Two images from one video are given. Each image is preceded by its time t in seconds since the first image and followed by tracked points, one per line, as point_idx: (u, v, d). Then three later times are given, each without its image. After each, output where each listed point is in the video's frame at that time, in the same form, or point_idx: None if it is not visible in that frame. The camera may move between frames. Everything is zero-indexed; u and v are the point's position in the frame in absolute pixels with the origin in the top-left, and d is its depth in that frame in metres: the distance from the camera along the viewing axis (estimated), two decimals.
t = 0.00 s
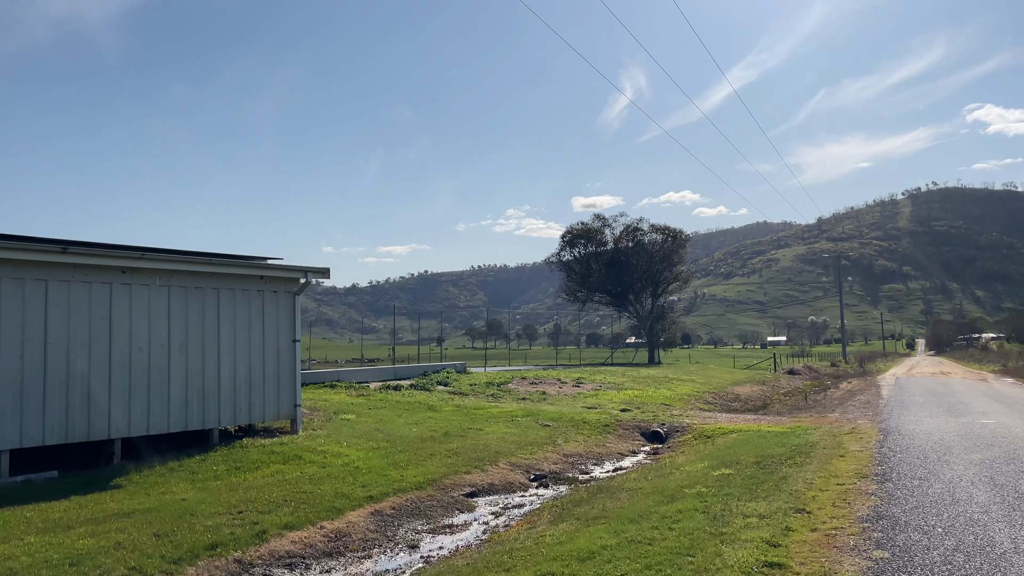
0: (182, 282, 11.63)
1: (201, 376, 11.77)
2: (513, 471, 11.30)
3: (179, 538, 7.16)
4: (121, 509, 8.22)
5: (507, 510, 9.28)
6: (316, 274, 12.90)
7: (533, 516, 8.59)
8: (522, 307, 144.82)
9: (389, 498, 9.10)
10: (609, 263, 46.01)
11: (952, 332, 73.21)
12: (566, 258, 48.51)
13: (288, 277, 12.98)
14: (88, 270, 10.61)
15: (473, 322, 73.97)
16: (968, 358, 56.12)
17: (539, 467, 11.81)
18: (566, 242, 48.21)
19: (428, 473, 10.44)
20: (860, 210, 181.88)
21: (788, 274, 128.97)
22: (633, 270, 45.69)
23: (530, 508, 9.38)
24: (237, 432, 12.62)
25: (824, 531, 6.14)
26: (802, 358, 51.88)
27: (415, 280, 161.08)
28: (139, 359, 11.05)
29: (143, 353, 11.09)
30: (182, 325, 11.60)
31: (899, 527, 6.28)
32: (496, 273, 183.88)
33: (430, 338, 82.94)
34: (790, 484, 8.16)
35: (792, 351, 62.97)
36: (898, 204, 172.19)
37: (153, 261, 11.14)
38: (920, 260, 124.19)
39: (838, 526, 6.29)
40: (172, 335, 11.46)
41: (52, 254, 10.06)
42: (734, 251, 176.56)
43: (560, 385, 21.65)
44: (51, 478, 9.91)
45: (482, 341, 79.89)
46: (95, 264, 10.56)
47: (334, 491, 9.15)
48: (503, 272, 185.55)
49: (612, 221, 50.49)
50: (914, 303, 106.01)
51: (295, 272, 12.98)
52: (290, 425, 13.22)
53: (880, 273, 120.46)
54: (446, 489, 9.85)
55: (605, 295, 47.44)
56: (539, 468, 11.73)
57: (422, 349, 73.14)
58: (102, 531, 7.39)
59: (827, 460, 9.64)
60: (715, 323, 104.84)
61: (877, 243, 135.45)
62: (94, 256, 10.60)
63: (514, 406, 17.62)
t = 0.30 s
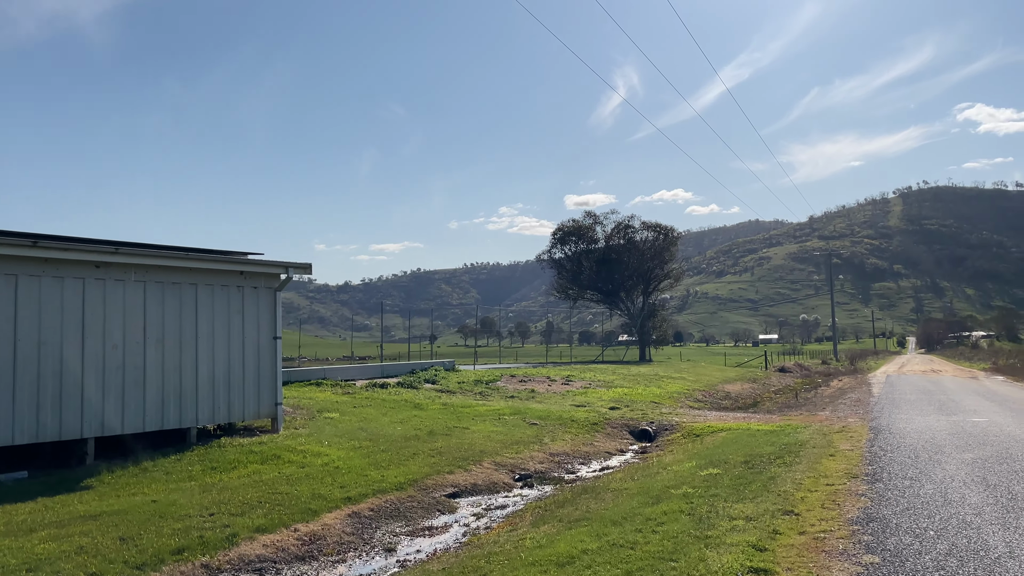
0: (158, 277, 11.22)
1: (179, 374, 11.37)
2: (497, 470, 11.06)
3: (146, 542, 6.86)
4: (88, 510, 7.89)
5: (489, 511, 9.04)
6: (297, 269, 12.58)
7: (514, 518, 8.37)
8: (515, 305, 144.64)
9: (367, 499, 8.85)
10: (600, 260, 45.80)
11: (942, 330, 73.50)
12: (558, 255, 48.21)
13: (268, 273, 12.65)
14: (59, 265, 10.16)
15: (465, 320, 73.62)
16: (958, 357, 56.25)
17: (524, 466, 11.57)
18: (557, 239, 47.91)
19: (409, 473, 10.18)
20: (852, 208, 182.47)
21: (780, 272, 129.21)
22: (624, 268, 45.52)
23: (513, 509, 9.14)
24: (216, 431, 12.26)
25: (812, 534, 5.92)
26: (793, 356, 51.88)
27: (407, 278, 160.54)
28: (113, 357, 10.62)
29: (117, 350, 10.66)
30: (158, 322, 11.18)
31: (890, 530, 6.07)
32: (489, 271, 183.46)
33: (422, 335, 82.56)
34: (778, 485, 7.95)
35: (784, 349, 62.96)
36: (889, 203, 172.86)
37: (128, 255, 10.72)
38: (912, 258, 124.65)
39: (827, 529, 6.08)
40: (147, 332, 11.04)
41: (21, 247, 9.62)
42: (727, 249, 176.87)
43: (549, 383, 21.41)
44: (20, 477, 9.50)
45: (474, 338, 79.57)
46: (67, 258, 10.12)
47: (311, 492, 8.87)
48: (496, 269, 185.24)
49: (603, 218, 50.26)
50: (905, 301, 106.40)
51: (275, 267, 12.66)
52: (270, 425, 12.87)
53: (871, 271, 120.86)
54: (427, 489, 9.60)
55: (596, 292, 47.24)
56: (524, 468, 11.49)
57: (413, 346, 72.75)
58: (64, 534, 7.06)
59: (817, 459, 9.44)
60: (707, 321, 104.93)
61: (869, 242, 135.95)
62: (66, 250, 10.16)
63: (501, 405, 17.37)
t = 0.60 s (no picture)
0: (137, 275, 10.86)
1: (158, 374, 11.03)
2: (484, 474, 10.80)
3: (112, 551, 6.57)
4: (54, 516, 7.57)
5: (474, 517, 8.76)
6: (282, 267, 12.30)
7: (499, 525, 8.09)
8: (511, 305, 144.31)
9: (348, 504, 8.57)
10: (596, 259, 45.57)
11: (938, 331, 73.49)
12: (553, 254, 47.93)
13: (252, 271, 12.36)
14: (33, 261, 9.75)
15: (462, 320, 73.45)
16: (954, 358, 56.24)
17: (513, 470, 11.30)
18: (552, 238, 47.61)
19: (393, 476, 9.90)
20: (848, 209, 182.62)
21: (777, 273, 129.18)
22: (619, 268, 45.30)
23: (499, 515, 8.87)
24: (197, 433, 11.93)
25: (804, 545, 5.66)
26: (789, 356, 51.73)
27: (404, 277, 160.05)
28: (90, 357, 10.23)
29: (94, 350, 10.29)
30: (137, 321, 10.83)
31: (886, 541, 5.81)
32: (485, 270, 183.20)
33: (417, 335, 82.23)
34: (771, 491, 7.68)
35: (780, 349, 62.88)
36: (886, 203, 173.10)
37: (106, 252, 10.36)
38: (908, 259, 124.77)
39: (821, 539, 5.81)
40: (125, 331, 10.68)
41: None
42: (723, 249, 176.86)
43: (542, 384, 21.16)
44: None
45: (470, 338, 79.31)
46: (41, 255, 9.73)
47: (291, 497, 8.60)
48: (492, 269, 184.89)
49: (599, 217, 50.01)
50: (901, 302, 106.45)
51: (259, 266, 12.37)
52: (253, 426, 12.58)
53: (868, 272, 120.89)
54: (411, 494, 9.33)
55: (591, 292, 46.99)
56: (513, 471, 11.22)
57: (408, 346, 72.43)
58: (27, 542, 6.75)
59: (811, 464, 9.17)
60: (704, 321, 104.81)
61: (865, 243, 136.09)
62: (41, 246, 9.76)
63: (492, 405, 17.10)
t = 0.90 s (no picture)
0: (119, 272, 10.59)
1: (141, 373, 10.75)
2: (473, 476, 10.57)
3: (80, 556, 6.34)
4: (24, 520, 7.32)
5: (459, 520, 8.54)
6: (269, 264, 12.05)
7: (484, 529, 7.86)
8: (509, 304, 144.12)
9: (330, 507, 8.34)
10: (593, 259, 45.35)
11: (937, 331, 73.30)
12: (550, 253, 47.70)
13: (238, 268, 12.11)
14: (12, 257, 9.46)
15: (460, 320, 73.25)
16: (952, 358, 56.01)
17: (503, 471, 11.07)
18: (549, 237, 47.35)
19: (378, 478, 9.67)
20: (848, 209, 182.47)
21: (776, 273, 129.00)
22: (616, 267, 45.08)
23: (485, 518, 8.64)
24: (181, 433, 11.67)
25: (797, 552, 5.43)
26: (788, 357, 51.54)
27: (403, 276, 159.80)
28: (69, 355, 9.95)
29: (74, 348, 10.00)
30: (119, 319, 10.55)
31: (881, 547, 5.58)
32: (484, 270, 182.93)
33: (415, 334, 82.03)
34: (764, 494, 7.43)
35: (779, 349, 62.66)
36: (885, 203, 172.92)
37: (87, 249, 10.09)
38: (907, 259, 124.59)
39: (813, 546, 5.58)
40: (107, 329, 10.39)
41: None
42: (723, 249, 176.68)
43: (537, 383, 20.93)
44: None
45: (469, 337, 79.10)
46: (19, 250, 9.44)
47: (271, 500, 8.36)
48: (491, 268, 184.67)
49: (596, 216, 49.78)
50: (900, 302, 106.25)
51: (245, 263, 12.12)
52: (240, 426, 12.35)
53: (867, 272, 120.70)
54: (396, 496, 9.10)
55: (588, 291, 46.76)
56: (502, 473, 10.99)
57: (406, 346, 72.16)
58: None
59: (807, 466, 8.95)
60: (703, 321, 104.63)
61: (864, 243, 135.86)
62: (19, 242, 9.46)
63: (486, 406, 16.87)
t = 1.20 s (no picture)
0: (101, 272, 10.33)
1: (124, 376, 10.49)
2: (464, 481, 10.30)
3: (45, 568, 6.05)
4: None
5: (447, 528, 8.27)
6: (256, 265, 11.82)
7: (471, 537, 7.60)
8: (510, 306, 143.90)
9: (314, 514, 8.07)
10: (593, 259, 45.07)
11: (940, 332, 72.92)
12: (549, 253, 47.40)
13: (225, 268, 11.87)
14: None
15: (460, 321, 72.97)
16: (954, 359, 55.71)
17: (494, 476, 10.80)
18: (549, 237, 47.05)
19: (365, 484, 9.40)
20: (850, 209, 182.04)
21: (778, 273, 128.59)
22: (616, 267, 44.80)
23: (474, 525, 8.36)
24: (166, 437, 11.40)
25: (793, 564, 5.15)
26: (789, 358, 51.22)
27: (403, 277, 159.60)
28: (49, 358, 9.67)
29: (53, 350, 9.72)
30: (100, 319, 10.28)
31: (882, 559, 5.29)
32: (486, 271, 182.72)
33: (416, 335, 81.80)
34: (761, 501, 7.15)
35: (780, 350, 62.38)
36: (887, 204, 172.50)
37: (67, 248, 9.83)
38: (909, 259, 124.18)
39: (810, 557, 5.29)
40: (88, 330, 10.12)
41: None
42: (724, 250, 176.30)
43: (534, 385, 20.64)
44: None
45: (469, 338, 78.80)
46: None
47: (253, 507, 8.09)
48: (492, 269, 184.35)
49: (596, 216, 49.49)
50: (902, 303, 105.90)
51: (233, 263, 11.90)
52: (227, 430, 12.10)
53: (869, 272, 120.29)
54: (382, 503, 8.83)
55: (588, 292, 46.45)
56: (494, 478, 10.71)
57: (406, 347, 71.89)
58: None
59: (806, 471, 8.66)
60: (704, 322, 104.25)
61: (866, 244, 135.48)
62: None
63: (481, 408, 16.60)
